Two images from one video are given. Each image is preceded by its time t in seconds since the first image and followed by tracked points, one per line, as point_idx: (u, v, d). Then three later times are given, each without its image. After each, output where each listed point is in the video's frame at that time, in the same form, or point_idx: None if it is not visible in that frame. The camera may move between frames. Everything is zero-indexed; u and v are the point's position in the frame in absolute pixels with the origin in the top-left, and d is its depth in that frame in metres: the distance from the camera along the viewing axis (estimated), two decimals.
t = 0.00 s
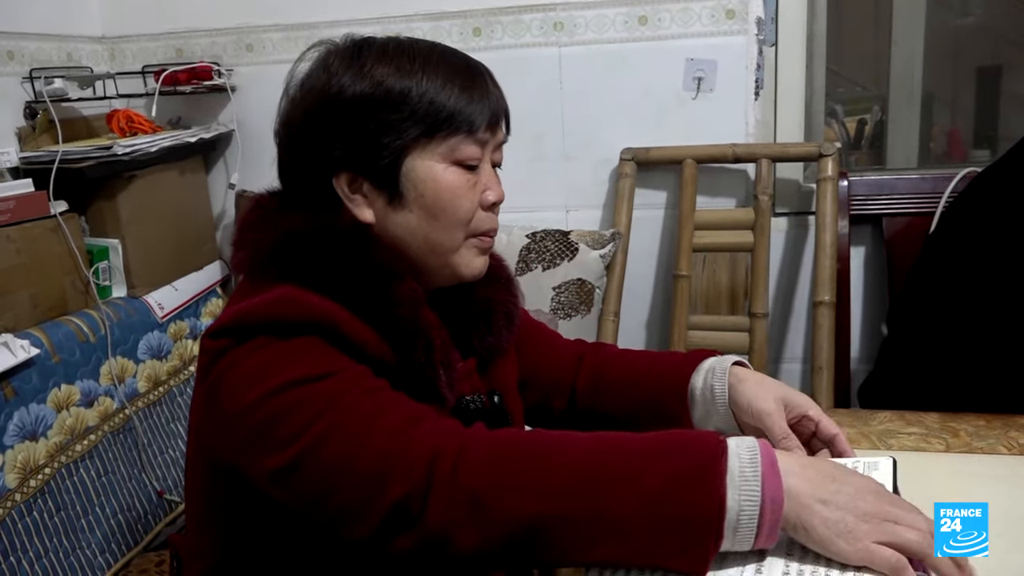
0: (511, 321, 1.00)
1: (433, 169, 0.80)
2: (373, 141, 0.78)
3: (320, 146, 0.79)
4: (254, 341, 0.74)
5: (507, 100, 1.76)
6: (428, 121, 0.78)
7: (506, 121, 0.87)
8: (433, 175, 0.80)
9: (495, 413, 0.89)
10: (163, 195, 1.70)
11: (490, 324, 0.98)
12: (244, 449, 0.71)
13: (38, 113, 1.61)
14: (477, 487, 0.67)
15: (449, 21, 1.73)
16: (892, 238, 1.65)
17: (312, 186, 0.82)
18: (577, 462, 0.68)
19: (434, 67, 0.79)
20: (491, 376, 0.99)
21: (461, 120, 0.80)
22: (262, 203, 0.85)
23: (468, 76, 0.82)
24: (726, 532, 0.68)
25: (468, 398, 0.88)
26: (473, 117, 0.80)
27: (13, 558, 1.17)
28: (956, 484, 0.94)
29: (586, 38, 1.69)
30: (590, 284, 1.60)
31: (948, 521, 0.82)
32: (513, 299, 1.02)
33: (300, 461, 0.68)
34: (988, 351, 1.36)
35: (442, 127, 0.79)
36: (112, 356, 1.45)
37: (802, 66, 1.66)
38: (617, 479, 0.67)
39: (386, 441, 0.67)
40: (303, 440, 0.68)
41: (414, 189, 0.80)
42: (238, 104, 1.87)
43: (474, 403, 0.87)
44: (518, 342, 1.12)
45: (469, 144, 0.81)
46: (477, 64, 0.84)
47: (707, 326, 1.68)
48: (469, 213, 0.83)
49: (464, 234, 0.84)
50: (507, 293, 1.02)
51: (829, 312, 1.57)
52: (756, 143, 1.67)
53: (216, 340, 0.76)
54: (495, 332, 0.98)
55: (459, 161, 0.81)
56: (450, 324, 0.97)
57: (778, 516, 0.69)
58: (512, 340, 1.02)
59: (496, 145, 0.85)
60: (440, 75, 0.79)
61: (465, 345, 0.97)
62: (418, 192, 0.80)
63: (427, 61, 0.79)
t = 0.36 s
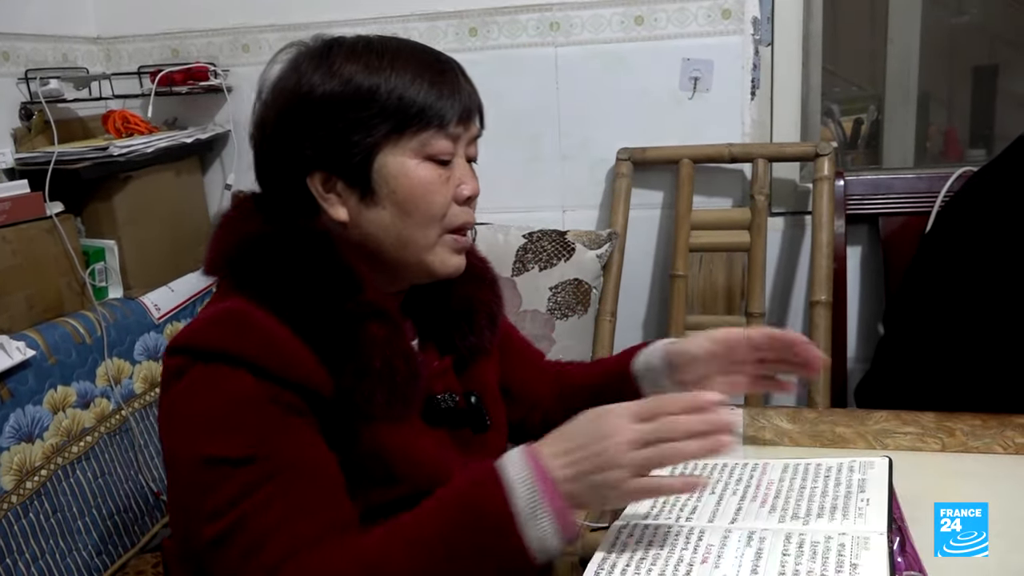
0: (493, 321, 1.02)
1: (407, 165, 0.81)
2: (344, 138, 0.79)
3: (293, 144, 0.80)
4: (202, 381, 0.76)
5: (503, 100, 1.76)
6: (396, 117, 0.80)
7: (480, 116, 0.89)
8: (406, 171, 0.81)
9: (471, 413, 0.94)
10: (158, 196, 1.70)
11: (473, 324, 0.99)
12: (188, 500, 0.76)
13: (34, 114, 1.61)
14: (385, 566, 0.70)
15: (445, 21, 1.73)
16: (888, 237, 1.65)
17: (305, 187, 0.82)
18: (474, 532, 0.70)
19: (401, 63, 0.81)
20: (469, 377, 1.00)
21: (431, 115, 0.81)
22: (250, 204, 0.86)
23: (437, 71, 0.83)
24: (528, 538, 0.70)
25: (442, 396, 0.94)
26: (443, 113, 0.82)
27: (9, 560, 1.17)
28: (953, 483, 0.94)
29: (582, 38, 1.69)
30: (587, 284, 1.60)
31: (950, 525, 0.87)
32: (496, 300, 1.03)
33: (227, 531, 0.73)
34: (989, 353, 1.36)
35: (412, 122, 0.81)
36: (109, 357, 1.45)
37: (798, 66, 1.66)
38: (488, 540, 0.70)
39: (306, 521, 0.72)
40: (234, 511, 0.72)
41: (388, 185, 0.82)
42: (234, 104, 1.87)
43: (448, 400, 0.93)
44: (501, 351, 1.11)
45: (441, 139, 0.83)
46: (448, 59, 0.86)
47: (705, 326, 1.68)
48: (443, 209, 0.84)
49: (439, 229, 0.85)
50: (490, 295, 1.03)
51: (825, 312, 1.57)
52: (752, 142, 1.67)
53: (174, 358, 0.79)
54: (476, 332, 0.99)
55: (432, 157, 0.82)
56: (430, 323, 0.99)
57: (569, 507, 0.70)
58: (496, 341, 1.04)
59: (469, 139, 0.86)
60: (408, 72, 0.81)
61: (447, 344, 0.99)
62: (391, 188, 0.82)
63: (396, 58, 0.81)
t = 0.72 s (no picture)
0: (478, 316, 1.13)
1: (382, 164, 0.87)
2: (317, 141, 0.85)
3: (268, 153, 0.86)
4: (194, 394, 0.82)
5: (500, 100, 1.76)
6: (364, 115, 0.85)
7: (445, 101, 0.94)
8: (383, 171, 0.87)
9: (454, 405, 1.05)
10: (155, 196, 1.69)
11: (461, 319, 1.10)
12: (173, 512, 0.83)
13: (30, 115, 1.61)
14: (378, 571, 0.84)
15: (442, 20, 1.73)
16: (886, 235, 1.65)
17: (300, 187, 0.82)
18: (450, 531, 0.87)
19: (360, 64, 0.86)
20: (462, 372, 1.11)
21: (397, 111, 0.87)
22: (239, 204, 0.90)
23: (397, 65, 0.88)
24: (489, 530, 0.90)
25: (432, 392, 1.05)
26: (409, 105, 0.87)
27: (7, 560, 1.17)
28: (951, 482, 0.94)
29: (579, 38, 1.69)
30: (585, 283, 1.60)
31: (950, 525, 0.87)
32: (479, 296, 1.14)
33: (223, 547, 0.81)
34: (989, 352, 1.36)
35: (381, 120, 0.86)
36: (106, 358, 1.45)
37: (796, 64, 1.66)
38: (464, 538, 0.87)
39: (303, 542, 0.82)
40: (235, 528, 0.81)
41: (365, 186, 0.88)
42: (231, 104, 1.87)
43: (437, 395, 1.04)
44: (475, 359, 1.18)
45: (411, 133, 0.88)
46: (406, 50, 0.91)
47: (704, 324, 1.68)
48: (422, 202, 0.90)
49: (422, 223, 0.91)
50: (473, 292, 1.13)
51: (823, 310, 1.57)
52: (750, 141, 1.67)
53: (165, 373, 0.84)
54: (464, 326, 1.10)
55: (405, 152, 0.88)
56: (419, 319, 1.08)
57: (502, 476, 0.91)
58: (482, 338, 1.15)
59: (437, 129, 0.93)
60: (370, 71, 0.86)
61: (437, 340, 1.09)
62: (368, 188, 0.88)
63: (354, 58, 0.86)
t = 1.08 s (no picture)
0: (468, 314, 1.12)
1: (380, 156, 0.88)
2: (314, 151, 0.84)
3: (260, 176, 0.84)
4: (181, 404, 0.83)
5: (497, 99, 1.75)
6: (352, 118, 0.85)
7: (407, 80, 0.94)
8: (382, 162, 0.88)
9: (448, 400, 1.03)
10: (153, 196, 1.69)
11: (454, 319, 1.09)
12: (155, 518, 0.83)
13: (28, 116, 1.61)
14: None
15: (440, 20, 1.73)
16: (883, 234, 1.65)
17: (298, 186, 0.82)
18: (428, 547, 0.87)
19: (332, 68, 0.84)
20: (451, 367, 1.09)
21: (381, 103, 0.87)
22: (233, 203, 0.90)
23: (363, 56, 0.87)
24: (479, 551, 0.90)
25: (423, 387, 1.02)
26: (389, 96, 0.87)
27: (6, 561, 1.17)
28: (949, 481, 0.94)
29: (577, 36, 1.69)
30: (584, 283, 1.60)
31: (950, 526, 0.87)
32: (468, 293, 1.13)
33: (206, 559, 0.81)
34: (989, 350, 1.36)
35: (370, 118, 0.86)
36: (105, 358, 1.45)
37: (794, 63, 1.66)
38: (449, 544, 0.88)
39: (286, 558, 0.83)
40: (217, 543, 0.81)
41: (368, 182, 0.88)
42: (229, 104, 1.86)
43: (428, 390, 1.01)
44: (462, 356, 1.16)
45: (395, 120, 0.89)
46: (361, 39, 0.89)
47: (702, 323, 1.68)
48: (419, 181, 0.92)
49: (423, 202, 0.93)
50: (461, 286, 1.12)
51: (821, 309, 1.57)
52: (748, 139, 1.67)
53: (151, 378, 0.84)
54: (456, 322, 1.09)
55: (394, 139, 0.89)
56: (409, 315, 1.07)
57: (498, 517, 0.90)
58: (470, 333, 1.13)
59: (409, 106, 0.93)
60: (343, 71, 0.85)
61: (427, 335, 1.08)
62: (373, 184, 0.88)
63: (322, 61, 0.84)
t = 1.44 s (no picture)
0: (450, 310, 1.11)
1: (367, 158, 0.88)
2: (303, 155, 0.84)
3: (249, 179, 0.84)
4: (169, 404, 0.83)
5: (495, 98, 1.75)
6: (338, 119, 0.85)
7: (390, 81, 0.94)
8: (369, 164, 0.88)
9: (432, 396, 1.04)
10: (152, 196, 1.69)
11: (437, 314, 1.08)
12: (150, 517, 0.84)
13: (26, 115, 1.61)
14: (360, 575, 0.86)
15: (438, 19, 1.73)
16: (882, 232, 1.65)
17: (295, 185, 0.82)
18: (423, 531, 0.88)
19: (320, 70, 0.84)
20: (437, 363, 1.09)
21: (370, 107, 0.87)
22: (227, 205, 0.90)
23: (350, 58, 0.87)
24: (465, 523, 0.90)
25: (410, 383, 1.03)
26: (375, 96, 0.87)
27: (4, 561, 1.16)
28: (949, 479, 0.94)
29: (575, 36, 1.69)
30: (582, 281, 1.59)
31: (950, 525, 0.87)
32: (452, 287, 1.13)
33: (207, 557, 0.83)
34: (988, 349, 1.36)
35: (358, 121, 0.86)
36: (103, 357, 1.45)
37: (792, 61, 1.66)
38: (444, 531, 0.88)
39: (284, 551, 0.84)
40: (215, 542, 0.82)
41: (357, 184, 0.88)
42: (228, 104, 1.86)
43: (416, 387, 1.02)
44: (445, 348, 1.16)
45: (383, 123, 0.89)
46: (346, 39, 0.89)
47: (701, 322, 1.68)
48: (407, 184, 0.92)
49: (411, 203, 0.93)
50: (445, 280, 1.11)
51: (820, 308, 1.57)
52: (747, 138, 1.67)
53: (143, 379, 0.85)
54: (439, 321, 1.08)
55: (382, 142, 0.89)
56: (395, 312, 1.06)
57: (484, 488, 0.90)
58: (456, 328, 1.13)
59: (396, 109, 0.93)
60: (330, 72, 0.84)
61: (413, 333, 1.07)
62: (361, 186, 0.88)
63: (310, 63, 0.84)
